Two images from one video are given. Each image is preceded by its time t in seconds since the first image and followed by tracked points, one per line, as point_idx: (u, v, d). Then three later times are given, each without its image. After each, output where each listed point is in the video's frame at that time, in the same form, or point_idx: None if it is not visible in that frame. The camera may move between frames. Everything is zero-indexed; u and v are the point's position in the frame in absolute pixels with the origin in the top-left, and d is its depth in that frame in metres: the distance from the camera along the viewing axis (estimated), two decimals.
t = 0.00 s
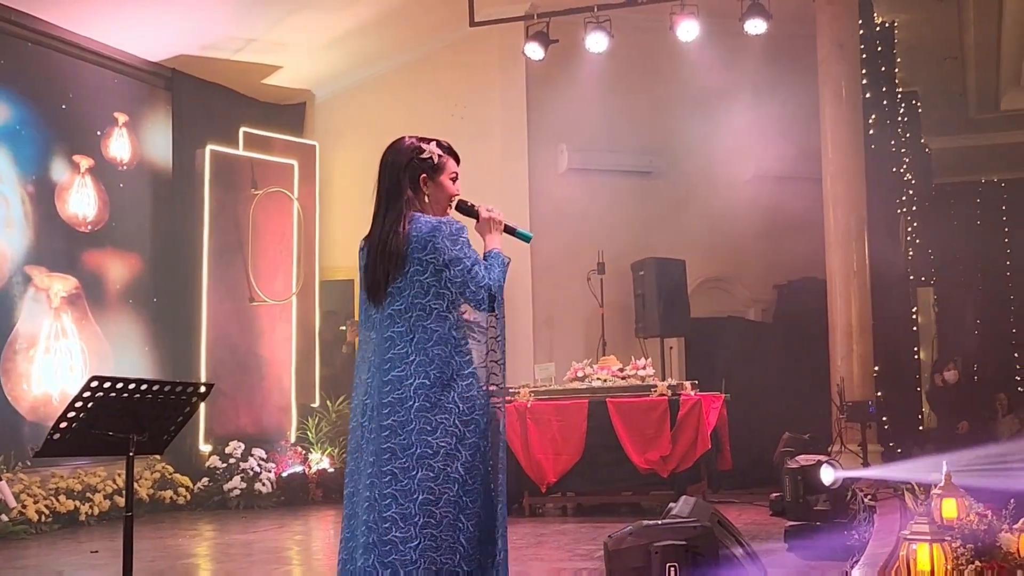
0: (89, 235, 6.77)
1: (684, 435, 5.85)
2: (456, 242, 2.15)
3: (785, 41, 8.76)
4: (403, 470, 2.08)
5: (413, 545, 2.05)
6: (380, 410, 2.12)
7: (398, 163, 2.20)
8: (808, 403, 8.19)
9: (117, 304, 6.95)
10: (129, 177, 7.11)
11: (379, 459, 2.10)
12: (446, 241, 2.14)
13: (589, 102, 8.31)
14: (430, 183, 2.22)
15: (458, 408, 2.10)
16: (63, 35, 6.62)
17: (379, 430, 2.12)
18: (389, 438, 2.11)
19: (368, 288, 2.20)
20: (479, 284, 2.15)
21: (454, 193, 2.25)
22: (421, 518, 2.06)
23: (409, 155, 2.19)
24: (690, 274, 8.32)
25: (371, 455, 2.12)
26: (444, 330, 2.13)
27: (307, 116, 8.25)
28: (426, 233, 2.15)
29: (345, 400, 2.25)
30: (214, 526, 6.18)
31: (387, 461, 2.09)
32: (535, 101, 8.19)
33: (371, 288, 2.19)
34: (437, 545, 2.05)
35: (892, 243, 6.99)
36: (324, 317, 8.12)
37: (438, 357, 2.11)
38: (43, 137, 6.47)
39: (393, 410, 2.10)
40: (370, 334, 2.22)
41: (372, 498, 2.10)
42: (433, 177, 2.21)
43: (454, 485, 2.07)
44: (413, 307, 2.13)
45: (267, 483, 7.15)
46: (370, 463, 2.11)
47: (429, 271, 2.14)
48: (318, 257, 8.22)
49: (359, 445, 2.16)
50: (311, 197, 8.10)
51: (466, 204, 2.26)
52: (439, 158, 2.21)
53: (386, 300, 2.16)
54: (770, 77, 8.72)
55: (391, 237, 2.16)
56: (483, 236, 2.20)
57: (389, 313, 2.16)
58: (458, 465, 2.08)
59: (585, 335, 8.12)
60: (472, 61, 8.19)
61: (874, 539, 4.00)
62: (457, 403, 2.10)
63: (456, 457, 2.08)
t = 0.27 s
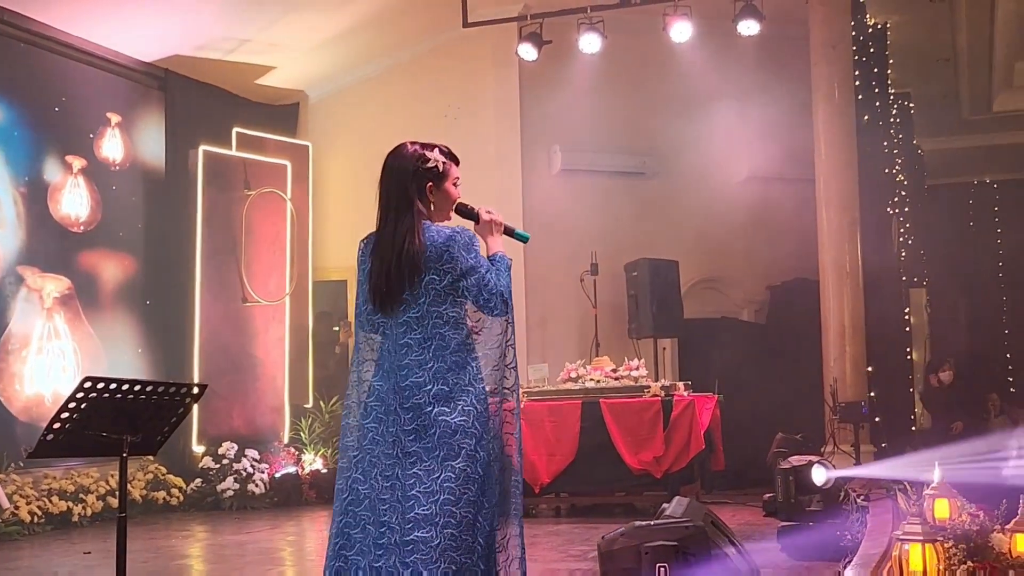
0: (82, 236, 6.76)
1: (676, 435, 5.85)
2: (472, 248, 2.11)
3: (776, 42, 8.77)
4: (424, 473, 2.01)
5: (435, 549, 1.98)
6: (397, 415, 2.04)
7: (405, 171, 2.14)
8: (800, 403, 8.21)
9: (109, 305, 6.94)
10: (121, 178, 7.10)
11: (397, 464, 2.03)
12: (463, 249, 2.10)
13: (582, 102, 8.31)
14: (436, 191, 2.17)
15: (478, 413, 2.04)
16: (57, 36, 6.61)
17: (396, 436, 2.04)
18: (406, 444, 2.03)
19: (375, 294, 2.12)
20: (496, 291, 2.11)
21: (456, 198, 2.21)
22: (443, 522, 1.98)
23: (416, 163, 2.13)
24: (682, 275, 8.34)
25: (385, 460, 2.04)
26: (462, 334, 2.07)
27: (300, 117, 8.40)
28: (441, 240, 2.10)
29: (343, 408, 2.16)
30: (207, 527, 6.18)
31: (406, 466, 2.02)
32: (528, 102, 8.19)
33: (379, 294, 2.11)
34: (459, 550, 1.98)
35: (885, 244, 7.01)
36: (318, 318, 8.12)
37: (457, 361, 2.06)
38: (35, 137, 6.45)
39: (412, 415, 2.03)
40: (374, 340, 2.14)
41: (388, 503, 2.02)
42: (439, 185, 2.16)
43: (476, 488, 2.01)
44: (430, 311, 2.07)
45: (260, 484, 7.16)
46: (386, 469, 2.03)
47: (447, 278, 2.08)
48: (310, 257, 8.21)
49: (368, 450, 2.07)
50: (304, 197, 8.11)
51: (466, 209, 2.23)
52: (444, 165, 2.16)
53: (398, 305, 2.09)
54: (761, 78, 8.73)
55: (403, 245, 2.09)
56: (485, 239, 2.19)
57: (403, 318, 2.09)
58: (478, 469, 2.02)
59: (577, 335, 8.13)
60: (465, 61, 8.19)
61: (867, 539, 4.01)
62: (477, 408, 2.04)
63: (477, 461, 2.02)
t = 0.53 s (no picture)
0: (76, 237, 6.75)
1: (671, 436, 5.85)
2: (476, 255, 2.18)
3: (771, 45, 8.77)
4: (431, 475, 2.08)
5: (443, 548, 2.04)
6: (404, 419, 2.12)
7: (409, 179, 2.20)
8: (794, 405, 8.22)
9: (105, 306, 6.95)
10: (115, 179, 7.09)
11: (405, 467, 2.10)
12: (466, 255, 2.17)
13: (577, 105, 8.31)
14: (440, 199, 2.22)
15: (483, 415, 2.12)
16: (51, 37, 6.60)
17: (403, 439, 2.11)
18: (414, 446, 2.10)
19: (381, 303, 2.20)
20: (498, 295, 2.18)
21: (459, 205, 2.27)
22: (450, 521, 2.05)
23: (420, 172, 2.19)
24: (676, 277, 8.36)
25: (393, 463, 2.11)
26: (466, 339, 2.15)
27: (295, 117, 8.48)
28: (445, 248, 2.17)
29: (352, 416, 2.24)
30: (202, 528, 6.17)
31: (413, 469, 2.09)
32: (522, 104, 8.14)
33: (385, 302, 2.18)
34: (465, 547, 2.05)
35: (879, 246, 7.02)
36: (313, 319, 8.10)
37: (462, 366, 2.13)
38: (30, 139, 6.44)
39: (418, 418, 2.11)
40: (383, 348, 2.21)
41: (396, 505, 2.09)
42: (444, 194, 2.22)
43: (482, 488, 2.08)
44: (434, 317, 2.15)
45: (254, 486, 7.16)
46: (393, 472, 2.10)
47: (450, 285, 2.15)
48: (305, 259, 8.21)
49: (376, 456, 2.14)
50: (298, 199, 8.11)
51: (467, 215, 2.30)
52: (448, 174, 2.23)
53: (404, 313, 2.17)
54: (756, 81, 8.74)
55: (408, 252, 2.16)
56: (487, 244, 2.26)
57: (408, 325, 2.16)
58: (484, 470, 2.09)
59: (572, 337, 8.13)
60: (462, 66, 8.18)
61: (861, 541, 4.02)
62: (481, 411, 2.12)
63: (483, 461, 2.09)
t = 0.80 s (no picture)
0: (71, 238, 6.74)
1: (666, 438, 5.86)
2: (477, 250, 2.25)
3: (764, 49, 8.82)
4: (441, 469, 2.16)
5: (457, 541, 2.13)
6: (411, 415, 2.20)
7: (413, 178, 2.28)
8: (789, 408, 8.23)
9: (101, 308, 6.95)
10: (110, 180, 7.09)
11: (415, 461, 2.17)
12: (469, 251, 2.24)
13: (572, 107, 8.30)
14: (443, 200, 2.30)
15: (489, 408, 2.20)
16: (47, 38, 6.59)
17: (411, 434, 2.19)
18: (422, 441, 2.18)
19: (385, 301, 2.28)
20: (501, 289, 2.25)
21: (462, 206, 2.34)
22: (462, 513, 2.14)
23: (424, 172, 2.28)
24: (672, 279, 8.36)
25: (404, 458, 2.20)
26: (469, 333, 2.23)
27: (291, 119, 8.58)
28: (448, 244, 2.25)
29: (363, 413, 2.32)
30: (197, 531, 6.16)
31: (424, 463, 2.17)
32: (517, 106, 8.14)
33: (391, 301, 2.26)
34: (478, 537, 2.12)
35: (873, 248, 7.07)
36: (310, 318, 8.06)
37: (466, 359, 2.21)
38: (26, 140, 6.43)
39: (425, 413, 2.19)
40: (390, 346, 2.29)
41: (409, 499, 2.17)
42: (447, 194, 2.30)
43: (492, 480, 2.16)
44: (438, 314, 2.22)
45: (250, 487, 7.13)
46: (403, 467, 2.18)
47: (453, 281, 2.23)
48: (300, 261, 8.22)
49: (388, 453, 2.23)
50: (294, 201, 8.12)
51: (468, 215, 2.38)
52: (451, 175, 2.31)
53: (408, 310, 2.25)
54: (750, 84, 8.77)
55: (411, 250, 2.23)
56: (487, 244, 2.35)
57: (413, 322, 2.24)
58: (492, 461, 2.17)
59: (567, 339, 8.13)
60: (457, 67, 8.14)
61: (856, 542, 4.03)
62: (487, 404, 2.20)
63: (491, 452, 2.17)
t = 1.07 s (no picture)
0: (66, 239, 6.73)
1: (662, 440, 5.87)
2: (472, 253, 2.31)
3: (760, 53, 8.83)
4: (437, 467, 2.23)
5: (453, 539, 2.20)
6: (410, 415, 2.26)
7: (411, 184, 2.35)
8: (785, 410, 8.24)
9: (96, 310, 6.95)
10: (106, 182, 7.09)
11: (413, 460, 2.24)
12: (465, 255, 2.30)
13: (568, 109, 8.30)
14: (441, 205, 2.37)
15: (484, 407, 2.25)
16: (43, 40, 6.59)
17: (410, 434, 2.26)
18: (421, 441, 2.24)
19: (386, 305, 2.34)
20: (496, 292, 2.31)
21: (460, 211, 2.41)
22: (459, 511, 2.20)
23: (421, 178, 2.35)
24: (668, 281, 8.37)
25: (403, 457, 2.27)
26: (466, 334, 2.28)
27: (287, 121, 8.62)
28: (444, 248, 2.31)
29: (366, 414, 2.38)
30: (192, 532, 6.16)
31: (422, 461, 2.24)
32: (514, 108, 8.17)
33: (390, 305, 2.33)
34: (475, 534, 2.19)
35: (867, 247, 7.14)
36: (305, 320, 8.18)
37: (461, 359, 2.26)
38: (21, 142, 6.43)
39: (423, 414, 2.25)
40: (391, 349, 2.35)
41: (409, 498, 2.23)
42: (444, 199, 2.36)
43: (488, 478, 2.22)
44: (435, 316, 2.28)
45: (245, 489, 7.12)
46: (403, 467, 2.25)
47: (450, 286, 2.28)
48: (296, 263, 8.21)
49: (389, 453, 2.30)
50: (290, 202, 8.13)
51: (467, 221, 2.44)
52: (448, 180, 2.37)
53: (407, 314, 2.31)
54: (746, 89, 8.78)
55: (410, 254, 2.30)
56: (487, 248, 2.40)
57: (412, 325, 2.30)
58: (488, 460, 2.23)
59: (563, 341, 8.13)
60: (454, 68, 8.11)
61: (850, 544, 4.04)
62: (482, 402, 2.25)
63: (487, 452, 2.23)
